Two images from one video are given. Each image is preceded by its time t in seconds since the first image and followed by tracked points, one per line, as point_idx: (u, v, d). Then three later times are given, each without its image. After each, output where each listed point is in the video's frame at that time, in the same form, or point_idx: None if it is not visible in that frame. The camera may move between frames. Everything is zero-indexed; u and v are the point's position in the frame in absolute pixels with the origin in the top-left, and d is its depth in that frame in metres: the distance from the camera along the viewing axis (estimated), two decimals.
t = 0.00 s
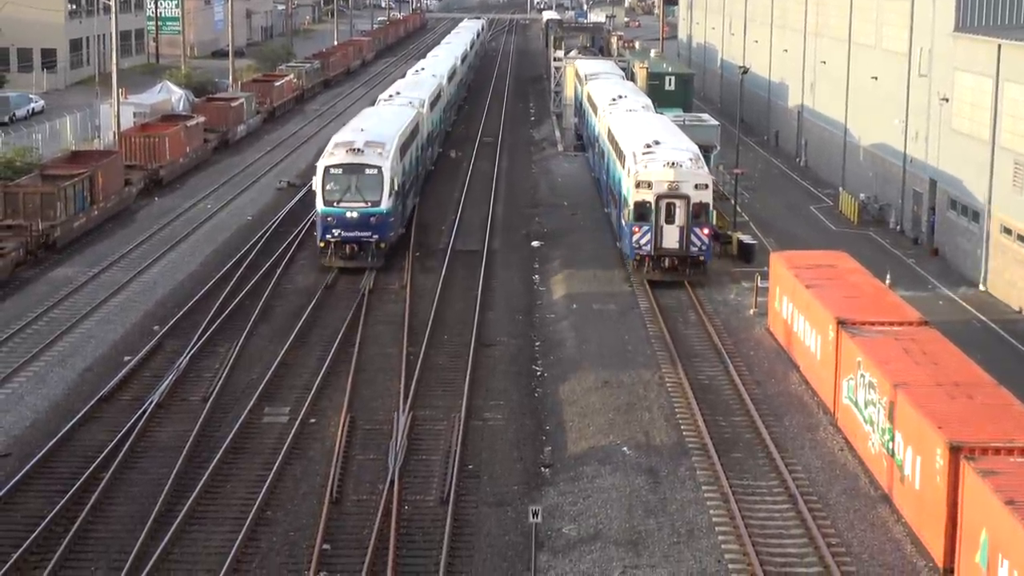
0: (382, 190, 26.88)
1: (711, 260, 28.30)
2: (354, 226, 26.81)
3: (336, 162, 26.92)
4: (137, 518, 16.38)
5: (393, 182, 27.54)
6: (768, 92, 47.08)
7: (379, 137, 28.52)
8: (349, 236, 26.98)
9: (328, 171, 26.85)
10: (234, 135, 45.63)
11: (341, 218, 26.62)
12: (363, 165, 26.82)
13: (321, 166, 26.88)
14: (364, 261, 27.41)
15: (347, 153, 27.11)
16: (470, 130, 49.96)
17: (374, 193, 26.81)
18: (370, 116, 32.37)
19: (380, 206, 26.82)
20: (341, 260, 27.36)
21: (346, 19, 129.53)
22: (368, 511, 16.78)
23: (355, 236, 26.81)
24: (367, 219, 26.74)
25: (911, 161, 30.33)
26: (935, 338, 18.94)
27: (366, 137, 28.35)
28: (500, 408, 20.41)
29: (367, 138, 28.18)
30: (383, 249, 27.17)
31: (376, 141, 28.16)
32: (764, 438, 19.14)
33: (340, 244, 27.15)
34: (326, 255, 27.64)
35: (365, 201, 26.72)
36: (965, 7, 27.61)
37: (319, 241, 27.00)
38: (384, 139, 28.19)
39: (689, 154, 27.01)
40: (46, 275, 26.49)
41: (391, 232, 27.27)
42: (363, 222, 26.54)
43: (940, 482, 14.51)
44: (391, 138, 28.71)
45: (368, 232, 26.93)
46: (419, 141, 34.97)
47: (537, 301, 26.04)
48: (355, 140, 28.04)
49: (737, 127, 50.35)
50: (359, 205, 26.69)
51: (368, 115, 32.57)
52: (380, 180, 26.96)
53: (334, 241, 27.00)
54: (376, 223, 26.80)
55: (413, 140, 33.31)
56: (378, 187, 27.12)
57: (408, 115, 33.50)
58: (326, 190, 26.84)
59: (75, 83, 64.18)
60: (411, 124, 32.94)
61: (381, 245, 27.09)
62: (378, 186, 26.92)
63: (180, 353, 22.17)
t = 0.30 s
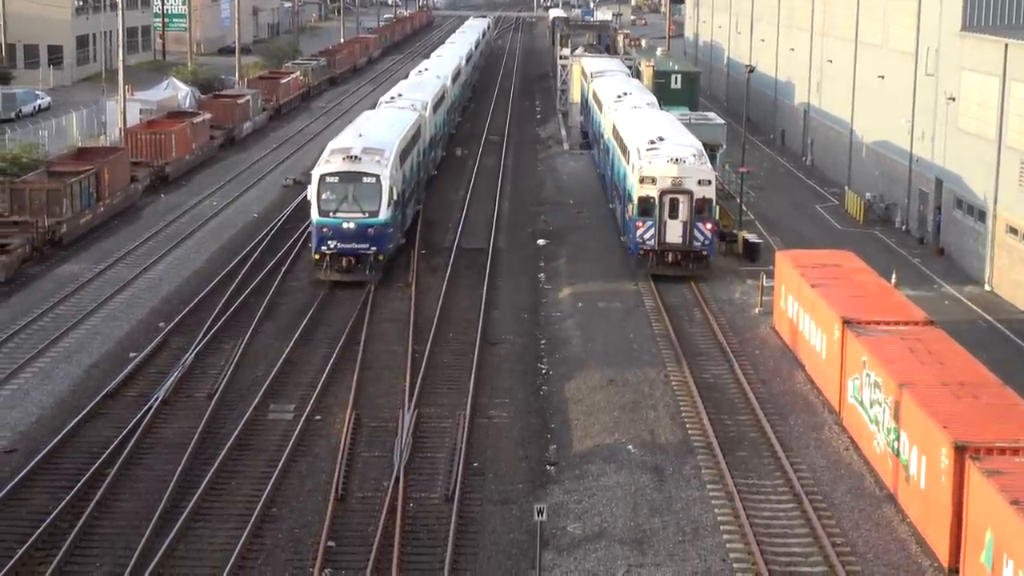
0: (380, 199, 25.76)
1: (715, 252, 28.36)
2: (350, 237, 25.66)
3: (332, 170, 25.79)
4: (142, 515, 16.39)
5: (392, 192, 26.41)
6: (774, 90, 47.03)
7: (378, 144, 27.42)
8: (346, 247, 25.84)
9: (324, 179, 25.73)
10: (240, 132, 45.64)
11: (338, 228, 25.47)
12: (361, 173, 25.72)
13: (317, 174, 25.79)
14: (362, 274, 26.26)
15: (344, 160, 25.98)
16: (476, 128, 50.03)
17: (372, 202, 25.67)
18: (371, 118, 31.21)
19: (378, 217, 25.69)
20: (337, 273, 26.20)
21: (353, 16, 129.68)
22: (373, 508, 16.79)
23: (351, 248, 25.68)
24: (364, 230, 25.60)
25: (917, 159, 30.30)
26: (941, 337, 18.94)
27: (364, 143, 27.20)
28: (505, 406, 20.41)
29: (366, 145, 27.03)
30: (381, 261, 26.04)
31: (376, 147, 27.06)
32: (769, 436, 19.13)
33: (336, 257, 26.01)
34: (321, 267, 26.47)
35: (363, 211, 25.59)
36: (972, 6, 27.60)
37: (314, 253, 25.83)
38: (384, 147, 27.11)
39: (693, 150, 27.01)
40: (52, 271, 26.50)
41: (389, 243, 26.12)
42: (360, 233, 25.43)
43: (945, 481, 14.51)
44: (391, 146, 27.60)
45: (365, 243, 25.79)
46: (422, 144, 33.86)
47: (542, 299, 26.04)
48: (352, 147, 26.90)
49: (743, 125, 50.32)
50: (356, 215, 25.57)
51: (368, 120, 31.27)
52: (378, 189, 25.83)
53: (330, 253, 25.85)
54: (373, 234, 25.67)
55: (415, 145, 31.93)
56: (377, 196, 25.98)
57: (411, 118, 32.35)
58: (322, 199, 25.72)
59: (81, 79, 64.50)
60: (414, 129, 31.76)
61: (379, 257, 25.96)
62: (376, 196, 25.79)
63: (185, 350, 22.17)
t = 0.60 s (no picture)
0: (386, 210, 24.50)
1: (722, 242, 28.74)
2: (354, 250, 24.42)
3: (336, 180, 24.50)
4: (158, 512, 16.39)
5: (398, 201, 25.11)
6: (789, 89, 46.98)
7: (385, 151, 26.09)
8: (350, 261, 24.60)
9: (326, 189, 24.45)
10: (255, 131, 45.70)
11: (341, 241, 24.24)
12: (365, 183, 24.44)
13: (320, 184, 24.49)
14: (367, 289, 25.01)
15: (348, 169, 24.70)
16: (490, 126, 50.09)
17: (377, 214, 24.40)
18: (379, 123, 29.96)
19: (383, 229, 24.43)
20: (341, 287, 24.96)
21: (368, 15, 129.96)
22: (388, 507, 16.78)
23: (356, 261, 24.46)
24: (368, 243, 24.36)
25: (933, 158, 30.27)
26: (956, 337, 18.88)
27: (371, 150, 25.89)
28: (520, 404, 20.40)
29: (372, 151, 25.74)
30: (387, 275, 24.80)
31: (382, 155, 25.74)
32: (785, 435, 19.09)
33: (341, 271, 24.77)
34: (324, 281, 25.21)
35: (368, 223, 24.34)
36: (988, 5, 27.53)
37: (317, 267, 24.60)
38: (391, 154, 25.78)
39: (705, 146, 27.20)
40: (68, 269, 26.56)
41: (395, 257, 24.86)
42: (365, 246, 24.20)
43: (961, 481, 14.46)
44: (398, 152, 26.29)
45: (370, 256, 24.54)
46: (432, 150, 32.56)
47: (557, 298, 26.03)
48: (358, 153, 25.64)
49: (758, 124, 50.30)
50: (361, 227, 24.33)
51: (375, 124, 30.02)
52: (383, 200, 24.58)
53: (333, 267, 24.62)
54: (379, 247, 24.42)
55: (424, 151, 30.63)
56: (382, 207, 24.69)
57: (421, 123, 31.07)
58: (324, 210, 24.44)
59: (96, 78, 65.07)
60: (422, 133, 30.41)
61: (385, 272, 24.70)
62: (381, 206, 24.52)
63: (201, 347, 22.18)
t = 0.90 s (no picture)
0: (398, 224, 23.36)
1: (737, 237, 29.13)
2: (365, 266, 23.28)
3: (345, 192, 23.37)
4: (180, 510, 16.43)
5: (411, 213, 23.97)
6: (812, 87, 46.87)
7: (398, 160, 24.96)
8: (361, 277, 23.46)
9: (336, 202, 23.34)
10: (277, 130, 45.78)
11: (352, 256, 23.13)
12: (376, 195, 23.31)
13: (328, 196, 23.37)
14: (378, 307, 23.85)
15: (358, 179, 23.57)
16: (511, 124, 50.13)
17: (388, 227, 23.24)
18: (393, 129, 28.66)
19: (396, 243, 23.30)
20: (352, 305, 23.81)
21: (388, 15, 130.18)
22: (410, 505, 16.78)
23: (367, 277, 23.33)
24: (380, 258, 23.22)
25: (956, 156, 30.19)
26: (979, 336, 18.79)
27: (383, 159, 24.78)
28: (542, 403, 20.40)
29: (384, 160, 24.62)
30: (399, 291, 23.67)
31: (394, 164, 24.62)
32: (807, 434, 19.05)
33: (351, 287, 23.64)
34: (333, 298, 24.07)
35: (379, 237, 23.20)
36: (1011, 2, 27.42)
37: (326, 284, 23.49)
38: (404, 164, 24.64)
39: (724, 141, 27.66)
40: (91, 268, 26.68)
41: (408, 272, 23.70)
42: (377, 261, 23.09)
43: (984, 480, 14.40)
44: (412, 161, 25.11)
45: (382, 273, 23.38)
46: (450, 155, 31.18)
47: (578, 297, 26.00)
48: (369, 163, 24.52)
49: (780, 123, 50.19)
50: (372, 241, 23.20)
51: (390, 130, 28.80)
52: (396, 212, 23.44)
53: (343, 284, 23.48)
54: (391, 262, 23.28)
55: (440, 158, 29.36)
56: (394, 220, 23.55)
57: (437, 128, 29.67)
58: (334, 224, 23.32)
59: (119, 77, 65.57)
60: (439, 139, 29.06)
61: (397, 288, 23.56)
62: (393, 220, 23.37)
63: (223, 346, 22.23)
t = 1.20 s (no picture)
0: (413, 243, 21.94)
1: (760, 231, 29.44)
2: (377, 287, 21.88)
3: (357, 208, 21.94)
4: (207, 510, 16.46)
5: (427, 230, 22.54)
6: (838, 86, 46.73)
7: (413, 172, 23.58)
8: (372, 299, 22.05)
9: (347, 218, 21.92)
10: (302, 130, 45.89)
11: (363, 276, 21.74)
12: (390, 211, 21.89)
13: (339, 212, 21.94)
14: (391, 331, 22.43)
15: (371, 195, 22.14)
16: (537, 124, 50.16)
17: (402, 246, 21.82)
18: (411, 137, 27.37)
19: (410, 262, 21.89)
20: (363, 329, 22.39)
21: (413, 14, 130.29)
22: (435, 505, 16.79)
23: (379, 299, 21.94)
24: (393, 278, 21.81)
25: (984, 154, 30.06)
26: (1007, 334, 18.69)
27: (397, 172, 23.40)
28: (568, 402, 20.39)
29: (398, 173, 23.18)
30: (414, 314, 22.28)
31: (409, 177, 23.22)
32: (834, 433, 18.99)
33: (362, 309, 22.24)
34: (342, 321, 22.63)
35: (392, 256, 21.79)
36: None
37: (336, 306, 22.08)
38: (419, 177, 23.21)
39: (749, 137, 28.02)
40: (118, 268, 26.79)
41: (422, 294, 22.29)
42: (390, 282, 21.71)
43: (1012, 479, 14.31)
44: (429, 173, 23.72)
45: (395, 294, 21.98)
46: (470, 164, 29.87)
47: (604, 296, 25.98)
48: (382, 176, 23.09)
49: (807, 122, 50.04)
50: (385, 261, 21.79)
51: (407, 137, 27.52)
52: (411, 230, 22.02)
53: (353, 306, 22.07)
54: (405, 283, 21.89)
55: (459, 168, 27.93)
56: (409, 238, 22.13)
57: (457, 136, 28.32)
58: (344, 242, 21.90)
59: (146, 77, 65.99)
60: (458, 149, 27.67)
61: (411, 310, 22.16)
62: (407, 238, 21.95)
63: (249, 346, 22.28)
